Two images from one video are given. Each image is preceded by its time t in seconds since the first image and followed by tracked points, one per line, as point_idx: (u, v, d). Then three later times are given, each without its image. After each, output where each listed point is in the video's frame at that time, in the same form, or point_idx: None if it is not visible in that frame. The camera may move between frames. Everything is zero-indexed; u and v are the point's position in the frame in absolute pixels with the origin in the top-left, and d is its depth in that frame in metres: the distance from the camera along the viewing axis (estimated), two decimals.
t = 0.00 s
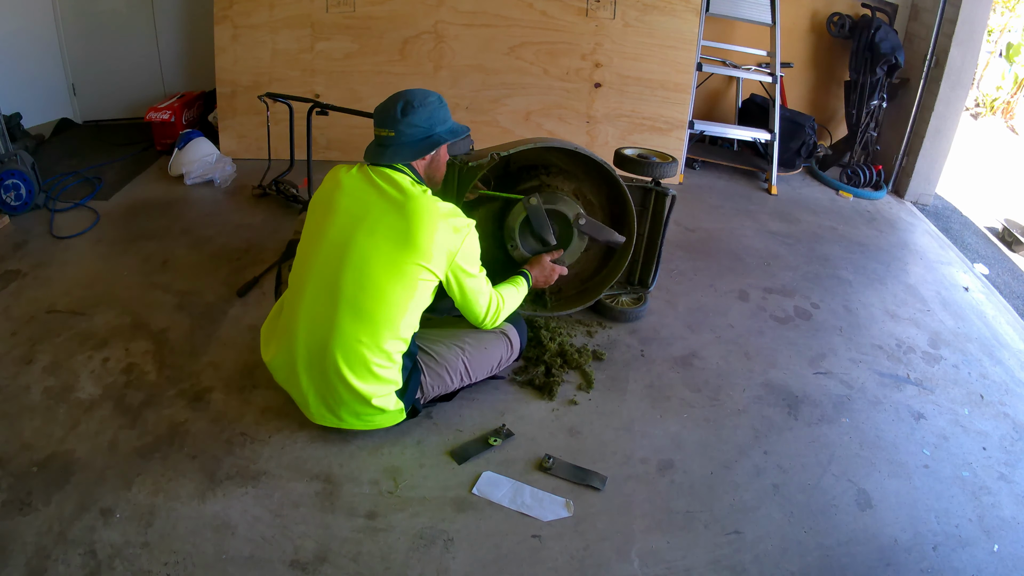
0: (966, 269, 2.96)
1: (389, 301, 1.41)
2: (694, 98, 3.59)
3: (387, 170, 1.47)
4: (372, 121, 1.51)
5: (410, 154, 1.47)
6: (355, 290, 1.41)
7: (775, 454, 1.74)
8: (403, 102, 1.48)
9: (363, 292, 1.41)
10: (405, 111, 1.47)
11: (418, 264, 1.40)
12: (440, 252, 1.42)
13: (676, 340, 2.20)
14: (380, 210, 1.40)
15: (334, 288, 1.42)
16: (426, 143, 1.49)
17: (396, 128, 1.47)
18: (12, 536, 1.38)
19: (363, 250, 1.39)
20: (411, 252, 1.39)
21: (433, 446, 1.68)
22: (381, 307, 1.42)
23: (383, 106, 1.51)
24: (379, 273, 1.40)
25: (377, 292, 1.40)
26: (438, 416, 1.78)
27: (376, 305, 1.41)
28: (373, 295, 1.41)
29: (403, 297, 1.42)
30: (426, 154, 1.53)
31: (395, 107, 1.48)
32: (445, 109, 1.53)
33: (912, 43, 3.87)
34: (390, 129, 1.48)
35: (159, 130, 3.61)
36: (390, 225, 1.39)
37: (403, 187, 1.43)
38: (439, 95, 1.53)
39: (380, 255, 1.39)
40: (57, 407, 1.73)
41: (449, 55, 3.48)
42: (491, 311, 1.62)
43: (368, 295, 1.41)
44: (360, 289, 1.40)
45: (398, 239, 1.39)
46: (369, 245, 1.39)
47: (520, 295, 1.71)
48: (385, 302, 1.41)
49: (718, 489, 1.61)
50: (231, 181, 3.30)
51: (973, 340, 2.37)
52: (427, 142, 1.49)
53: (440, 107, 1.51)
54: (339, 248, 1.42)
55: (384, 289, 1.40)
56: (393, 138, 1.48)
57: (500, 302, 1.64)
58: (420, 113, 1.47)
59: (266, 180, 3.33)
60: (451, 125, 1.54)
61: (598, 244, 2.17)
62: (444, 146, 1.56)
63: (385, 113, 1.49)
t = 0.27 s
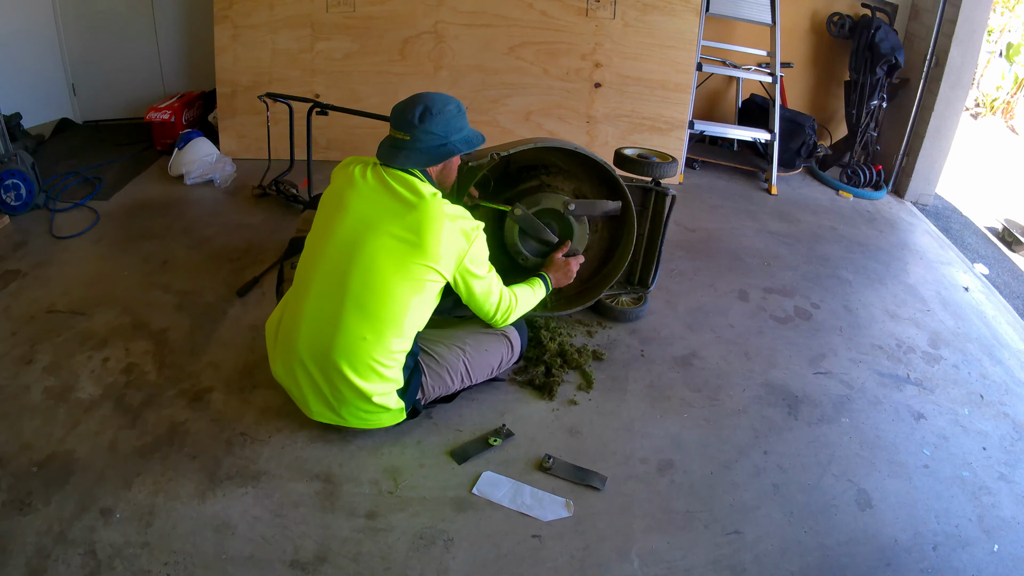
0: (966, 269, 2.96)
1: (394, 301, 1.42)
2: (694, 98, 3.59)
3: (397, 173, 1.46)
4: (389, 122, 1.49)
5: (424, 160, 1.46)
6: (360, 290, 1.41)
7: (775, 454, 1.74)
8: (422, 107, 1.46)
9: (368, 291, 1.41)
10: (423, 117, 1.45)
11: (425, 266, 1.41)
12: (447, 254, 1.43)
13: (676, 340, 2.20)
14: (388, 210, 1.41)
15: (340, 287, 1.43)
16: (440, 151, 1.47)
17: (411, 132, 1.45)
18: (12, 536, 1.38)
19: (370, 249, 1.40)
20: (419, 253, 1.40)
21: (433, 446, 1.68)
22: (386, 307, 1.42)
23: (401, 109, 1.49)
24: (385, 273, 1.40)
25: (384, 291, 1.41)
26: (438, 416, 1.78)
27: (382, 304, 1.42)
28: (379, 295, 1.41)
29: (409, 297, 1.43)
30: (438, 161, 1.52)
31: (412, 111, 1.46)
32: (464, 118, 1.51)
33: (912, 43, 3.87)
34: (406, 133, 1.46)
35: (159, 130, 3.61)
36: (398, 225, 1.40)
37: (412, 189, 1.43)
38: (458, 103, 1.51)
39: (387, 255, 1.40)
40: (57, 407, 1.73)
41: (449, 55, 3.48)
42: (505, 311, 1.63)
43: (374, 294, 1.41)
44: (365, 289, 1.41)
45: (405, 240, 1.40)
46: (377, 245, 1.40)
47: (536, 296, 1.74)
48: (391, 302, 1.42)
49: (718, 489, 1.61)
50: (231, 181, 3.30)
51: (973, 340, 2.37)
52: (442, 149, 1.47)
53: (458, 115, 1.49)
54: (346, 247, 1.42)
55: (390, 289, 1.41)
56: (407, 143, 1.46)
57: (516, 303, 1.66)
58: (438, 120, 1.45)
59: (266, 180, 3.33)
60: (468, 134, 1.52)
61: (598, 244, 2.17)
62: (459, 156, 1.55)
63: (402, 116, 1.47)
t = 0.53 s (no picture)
0: (966, 269, 2.95)
1: (395, 304, 1.42)
2: (694, 98, 3.59)
3: (400, 175, 1.46)
4: (392, 121, 1.49)
5: (425, 162, 1.46)
6: (361, 292, 1.41)
7: (775, 454, 1.74)
8: (426, 108, 1.46)
9: (369, 294, 1.41)
10: (426, 118, 1.45)
11: (427, 269, 1.41)
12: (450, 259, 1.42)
13: (676, 340, 2.20)
14: (390, 212, 1.40)
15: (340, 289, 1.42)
16: (442, 153, 1.47)
17: (413, 133, 1.45)
18: (12, 536, 1.38)
19: (372, 252, 1.40)
20: (421, 257, 1.39)
21: (433, 446, 1.68)
22: (387, 309, 1.42)
23: (404, 108, 1.48)
24: (386, 276, 1.40)
25: (384, 294, 1.41)
26: (438, 416, 1.78)
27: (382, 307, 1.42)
28: (379, 298, 1.41)
29: (410, 300, 1.43)
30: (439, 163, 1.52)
31: (415, 112, 1.46)
32: (466, 120, 1.51)
33: (912, 43, 3.87)
34: (408, 133, 1.46)
35: (159, 130, 3.61)
36: (400, 228, 1.39)
37: (415, 192, 1.43)
38: (462, 105, 1.50)
39: (388, 258, 1.39)
40: (57, 407, 1.73)
41: (449, 55, 3.48)
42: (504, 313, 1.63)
43: (374, 297, 1.41)
44: (366, 291, 1.41)
45: (406, 242, 1.39)
46: (378, 248, 1.39)
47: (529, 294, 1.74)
48: (391, 305, 1.42)
49: (718, 488, 1.61)
50: (231, 181, 3.31)
51: (973, 340, 2.37)
52: (444, 152, 1.47)
53: (461, 117, 1.49)
54: (347, 249, 1.42)
55: (391, 292, 1.41)
56: (409, 143, 1.46)
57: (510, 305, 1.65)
58: (441, 122, 1.45)
59: (266, 180, 3.33)
60: (470, 137, 1.52)
61: (598, 244, 2.17)
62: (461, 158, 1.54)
63: (405, 116, 1.47)
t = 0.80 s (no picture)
0: (966, 269, 2.95)
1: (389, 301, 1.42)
2: (694, 98, 3.59)
3: (391, 172, 1.44)
4: (383, 116, 1.45)
5: (416, 160, 1.43)
6: (354, 289, 1.41)
7: (775, 454, 1.74)
8: (416, 104, 1.42)
9: (362, 291, 1.41)
10: (417, 114, 1.42)
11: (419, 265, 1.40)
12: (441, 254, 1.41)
13: (676, 340, 2.20)
14: (380, 209, 1.40)
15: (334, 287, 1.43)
16: (433, 150, 1.44)
17: (404, 130, 1.42)
18: (12, 536, 1.38)
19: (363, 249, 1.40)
20: (412, 253, 1.39)
21: (433, 446, 1.67)
22: (381, 306, 1.42)
23: (395, 104, 1.45)
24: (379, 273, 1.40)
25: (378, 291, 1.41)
26: (438, 416, 1.78)
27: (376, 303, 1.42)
28: (373, 295, 1.42)
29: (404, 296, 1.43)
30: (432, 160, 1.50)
31: (406, 108, 1.43)
32: (459, 114, 1.47)
33: (912, 43, 3.87)
34: (399, 130, 1.43)
35: (159, 130, 3.61)
36: (391, 225, 1.39)
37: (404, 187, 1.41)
38: (454, 99, 1.46)
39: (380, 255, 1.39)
40: (57, 407, 1.73)
41: (449, 55, 3.48)
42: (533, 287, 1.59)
43: (368, 294, 1.41)
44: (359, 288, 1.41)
45: (397, 239, 1.39)
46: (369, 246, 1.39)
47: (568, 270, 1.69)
48: (385, 302, 1.42)
49: (719, 489, 1.61)
50: (231, 181, 3.31)
51: (973, 340, 2.37)
52: (435, 149, 1.44)
53: (453, 113, 1.45)
54: (339, 247, 1.42)
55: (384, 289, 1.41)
56: (400, 140, 1.43)
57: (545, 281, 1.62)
58: (432, 118, 1.42)
59: (266, 180, 3.33)
60: (464, 131, 1.48)
61: (598, 244, 2.17)
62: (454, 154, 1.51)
63: (396, 112, 1.44)
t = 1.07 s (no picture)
0: (966, 269, 2.95)
1: (386, 302, 1.42)
2: (694, 98, 3.59)
3: (390, 171, 1.45)
4: (380, 118, 1.49)
5: (415, 156, 1.45)
6: (351, 290, 1.41)
7: (775, 454, 1.74)
8: (413, 103, 1.46)
9: (360, 292, 1.41)
10: (415, 112, 1.45)
11: (416, 265, 1.40)
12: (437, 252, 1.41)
13: (676, 340, 2.20)
14: (379, 211, 1.40)
15: (331, 288, 1.43)
16: (432, 147, 1.46)
17: (403, 128, 1.45)
18: (12, 536, 1.38)
19: (360, 250, 1.39)
20: (409, 253, 1.39)
21: (433, 446, 1.67)
22: (378, 307, 1.42)
23: (392, 105, 1.48)
24: (376, 274, 1.40)
25: (375, 293, 1.41)
26: (438, 416, 1.78)
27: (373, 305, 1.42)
28: (371, 296, 1.41)
29: (401, 297, 1.43)
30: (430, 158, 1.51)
31: (404, 107, 1.46)
32: (455, 113, 1.51)
33: (912, 43, 3.87)
34: (397, 129, 1.46)
35: (159, 130, 3.61)
36: (387, 225, 1.39)
37: (401, 187, 1.42)
38: (450, 98, 1.50)
39: (376, 256, 1.39)
40: (57, 407, 1.73)
41: (449, 55, 3.48)
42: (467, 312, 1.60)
43: (365, 296, 1.41)
44: (357, 290, 1.41)
45: (396, 241, 1.39)
46: (365, 246, 1.39)
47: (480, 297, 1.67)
48: (383, 303, 1.42)
49: (719, 488, 1.61)
50: (231, 181, 3.30)
51: (973, 340, 2.37)
52: (434, 145, 1.46)
53: (449, 110, 1.48)
54: (337, 248, 1.42)
55: (381, 290, 1.41)
56: (399, 138, 1.45)
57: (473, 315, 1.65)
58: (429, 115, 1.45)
59: (266, 180, 3.32)
60: (460, 129, 1.52)
61: (598, 244, 2.17)
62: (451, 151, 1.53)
63: (393, 112, 1.47)
